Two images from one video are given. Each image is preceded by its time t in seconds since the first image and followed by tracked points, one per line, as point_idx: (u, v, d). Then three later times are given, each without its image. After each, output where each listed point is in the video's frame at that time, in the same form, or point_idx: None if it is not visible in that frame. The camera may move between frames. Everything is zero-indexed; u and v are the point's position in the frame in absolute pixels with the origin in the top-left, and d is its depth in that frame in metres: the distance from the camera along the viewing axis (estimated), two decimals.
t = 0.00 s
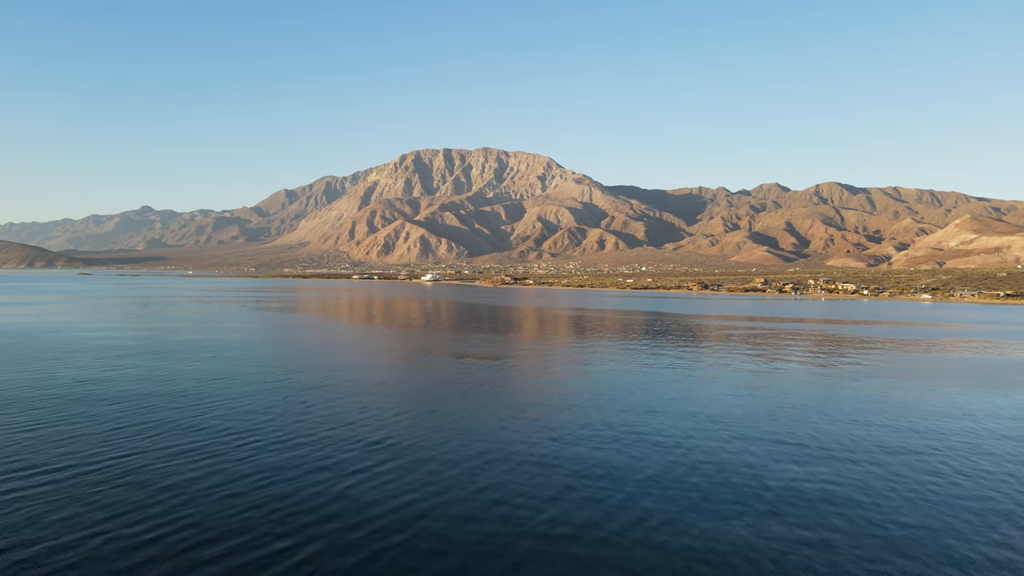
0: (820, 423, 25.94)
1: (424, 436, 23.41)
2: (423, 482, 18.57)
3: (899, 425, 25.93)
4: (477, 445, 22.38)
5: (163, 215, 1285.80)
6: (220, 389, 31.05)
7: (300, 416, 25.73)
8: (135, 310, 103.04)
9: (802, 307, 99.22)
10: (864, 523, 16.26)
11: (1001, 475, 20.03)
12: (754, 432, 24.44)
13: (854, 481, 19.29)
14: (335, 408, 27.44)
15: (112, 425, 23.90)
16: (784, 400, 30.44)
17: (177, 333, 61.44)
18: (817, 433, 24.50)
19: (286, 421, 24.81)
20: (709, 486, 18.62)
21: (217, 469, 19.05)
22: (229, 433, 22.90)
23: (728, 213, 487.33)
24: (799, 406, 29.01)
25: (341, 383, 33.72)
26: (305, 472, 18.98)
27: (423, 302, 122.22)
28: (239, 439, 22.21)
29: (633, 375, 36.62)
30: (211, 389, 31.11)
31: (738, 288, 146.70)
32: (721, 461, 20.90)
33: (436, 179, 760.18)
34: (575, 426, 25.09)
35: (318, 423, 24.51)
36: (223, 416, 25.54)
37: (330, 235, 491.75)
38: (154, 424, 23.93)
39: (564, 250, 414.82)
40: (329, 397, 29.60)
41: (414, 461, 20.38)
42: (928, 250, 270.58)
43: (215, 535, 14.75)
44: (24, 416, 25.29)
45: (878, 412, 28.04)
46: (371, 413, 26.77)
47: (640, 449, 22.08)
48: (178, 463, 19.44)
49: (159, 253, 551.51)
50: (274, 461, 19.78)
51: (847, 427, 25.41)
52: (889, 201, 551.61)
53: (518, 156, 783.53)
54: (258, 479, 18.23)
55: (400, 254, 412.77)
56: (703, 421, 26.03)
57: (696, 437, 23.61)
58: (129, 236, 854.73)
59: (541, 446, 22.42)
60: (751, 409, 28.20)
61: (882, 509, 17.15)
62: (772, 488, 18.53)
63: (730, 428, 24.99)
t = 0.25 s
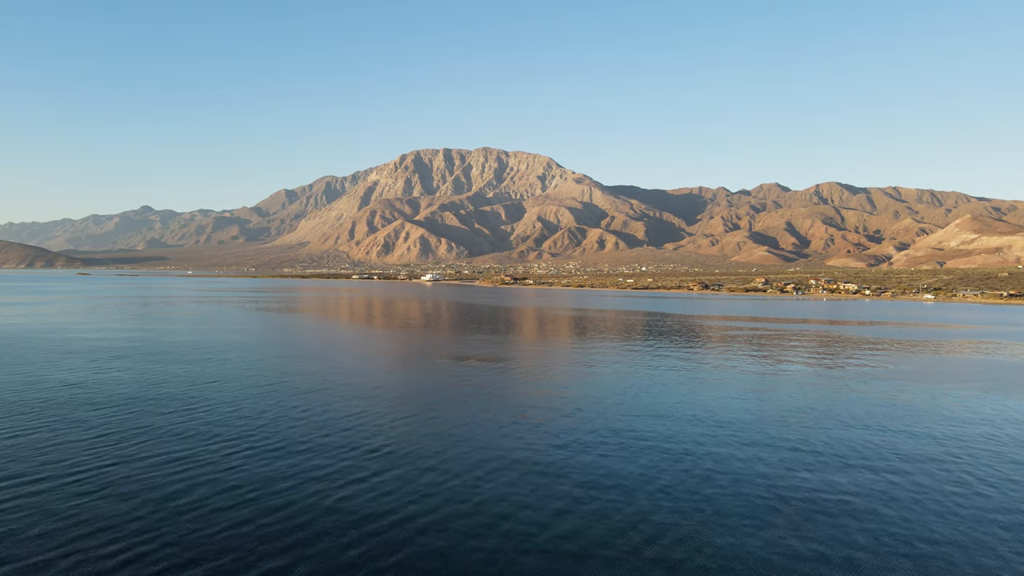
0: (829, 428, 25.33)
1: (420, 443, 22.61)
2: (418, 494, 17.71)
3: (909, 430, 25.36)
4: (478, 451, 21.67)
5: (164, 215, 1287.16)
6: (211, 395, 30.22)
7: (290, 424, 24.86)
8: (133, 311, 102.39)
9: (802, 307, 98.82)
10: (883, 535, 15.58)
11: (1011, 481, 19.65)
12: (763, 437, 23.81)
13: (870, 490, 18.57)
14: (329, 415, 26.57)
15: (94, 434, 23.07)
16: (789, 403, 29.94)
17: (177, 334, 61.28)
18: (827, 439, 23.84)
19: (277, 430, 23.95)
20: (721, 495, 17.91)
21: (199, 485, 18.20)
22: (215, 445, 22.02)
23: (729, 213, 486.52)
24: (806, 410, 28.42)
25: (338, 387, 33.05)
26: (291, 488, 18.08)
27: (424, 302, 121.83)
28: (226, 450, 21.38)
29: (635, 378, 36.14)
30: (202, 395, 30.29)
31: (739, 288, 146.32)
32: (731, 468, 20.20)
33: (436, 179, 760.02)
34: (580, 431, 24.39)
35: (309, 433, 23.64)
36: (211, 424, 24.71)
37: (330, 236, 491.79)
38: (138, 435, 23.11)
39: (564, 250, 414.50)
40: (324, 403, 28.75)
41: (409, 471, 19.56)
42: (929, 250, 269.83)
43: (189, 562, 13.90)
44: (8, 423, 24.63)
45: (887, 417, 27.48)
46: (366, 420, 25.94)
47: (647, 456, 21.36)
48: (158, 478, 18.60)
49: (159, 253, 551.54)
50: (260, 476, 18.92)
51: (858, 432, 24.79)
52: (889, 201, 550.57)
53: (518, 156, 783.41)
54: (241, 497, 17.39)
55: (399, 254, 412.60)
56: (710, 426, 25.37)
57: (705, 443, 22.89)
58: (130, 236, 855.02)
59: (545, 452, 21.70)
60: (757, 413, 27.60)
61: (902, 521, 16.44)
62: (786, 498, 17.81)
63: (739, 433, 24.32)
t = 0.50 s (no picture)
0: (840, 430, 24.44)
1: (412, 445, 21.54)
2: (404, 502, 16.62)
3: (922, 432, 24.45)
4: (476, 454, 20.68)
5: (164, 215, 1287.06)
6: (198, 396, 29.13)
7: (277, 426, 23.72)
8: (133, 310, 101.88)
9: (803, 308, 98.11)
10: (896, 537, 15.07)
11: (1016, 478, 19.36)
12: (772, 440, 22.86)
13: (890, 497, 17.56)
14: (320, 416, 25.45)
15: (72, 438, 22.00)
16: (794, 405, 29.20)
17: (175, 334, 60.96)
18: (838, 442, 22.94)
19: (262, 433, 22.83)
20: (734, 504, 16.88)
21: (175, 492, 17.12)
22: (197, 448, 20.92)
23: (729, 213, 486.04)
24: (814, 412, 27.51)
25: (333, 387, 32.11)
26: (270, 495, 16.94)
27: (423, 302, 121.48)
28: (206, 455, 20.28)
29: (637, 381, 35.40)
30: (190, 396, 29.22)
31: (739, 288, 146.02)
32: (742, 473, 19.20)
33: (436, 179, 759.72)
34: (582, 434, 23.41)
35: (296, 434, 22.53)
36: (195, 427, 23.62)
37: (330, 236, 491.64)
38: (117, 438, 22.04)
39: (564, 250, 414.20)
40: (315, 403, 27.64)
41: (397, 474, 18.51)
42: (929, 250, 269.37)
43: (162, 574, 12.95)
44: None
45: (898, 419, 26.58)
46: (357, 419, 24.84)
47: (654, 461, 20.36)
48: (132, 486, 17.51)
49: (159, 253, 551.20)
50: (240, 482, 17.82)
51: (869, 435, 23.88)
52: (889, 201, 549.79)
53: (518, 156, 783.04)
54: (217, 504, 16.28)
55: (399, 254, 412.35)
56: (717, 428, 24.41)
57: (714, 446, 21.90)
58: (130, 236, 854.80)
59: (546, 456, 20.71)
60: (764, 415, 26.70)
61: (914, 521, 15.98)
62: (801, 507, 16.80)
63: (747, 436, 23.38)
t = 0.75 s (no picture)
0: (854, 436, 23.76)
1: (410, 454, 20.52)
2: (401, 518, 15.70)
3: (939, 438, 23.81)
4: (477, 464, 19.84)
5: (164, 215, 1287.07)
6: (184, 400, 27.87)
7: (266, 433, 22.52)
8: (132, 310, 101.39)
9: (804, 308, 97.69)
10: (920, 551, 14.44)
11: None
12: (785, 446, 22.14)
13: (912, 509, 16.81)
14: (311, 421, 24.26)
15: (45, 447, 20.77)
16: (802, 408, 28.57)
17: (174, 334, 60.34)
18: (855, 449, 22.17)
19: (249, 441, 21.58)
20: (749, 517, 16.04)
21: (150, 510, 15.93)
22: (179, 458, 19.73)
23: (729, 213, 485.66)
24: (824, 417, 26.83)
25: (330, 388, 31.22)
26: (253, 513, 15.77)
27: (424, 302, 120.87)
28: (194, 464, 19.26)
29: (641, 382, 34.81)
30: (176, 399, 28.06)
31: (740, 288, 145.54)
32: (758, 485, 18.31)
33: (436, 179, 759.48)
34: (588, 442, 22.58)
35: (284, 443, 21.35)
36: (178, 434, 22.38)
37: (330, 236, 491.35)
38: (94, 446, 20.75)
39: (564, 250, 413.83)
40: (307, 408, 26.49)
41: (393, 487, 17.54)
42: (930, 250, 268.90)
43: None
44: None
45: (909, 424, 25.94)
46: (350, 427, 23.66)
47: (664, 470, 19.49)
48: (104, 502, 16.26)
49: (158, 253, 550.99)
50: (225, 496, 16.75)
51: (885, 441, 23.16)
52: (889, 201, 549.33)
53: (518, 156, 782.66)
54: (195, 525, 15.09)
55: (399, 253, 412.06)
56: (728, 434, 23.68)
57: (725, 454, 21.10)
58: (130, 236, 854.88)
59: (551, 465, 19.84)
60: (773, 419, 26.06)
61: (938, 534, 15.32)
62: (825, 521, 15.94)
63: (761, 442, 22.59)
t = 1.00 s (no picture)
0: (871, 440, 22.66)
1: (404, 465, 19.26)
2: (395, 536, 14.45)
3: (959, 442, 22.78)
4: (476, 473, 18.64)
5: (164, 215, 1287.49)
6: (167, 405, 26.58)
7: (251, 442, 21.22)
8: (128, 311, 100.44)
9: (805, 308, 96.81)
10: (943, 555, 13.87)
11: None
12: (800, 452, 21.03)
13: (944, 521, 15.61)
14: (300, 429, 22.98)
15: (15, 456, 19.43)
16: (811, 411, 27.61)
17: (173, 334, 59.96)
18: (874, 454, 21.05)
19: (234, 450, 20.28)
20: (770, 531, 14.82)
21: (121, 528, 14.62)
22: (158, 468, 18.45)
23: (729, 213, 485.43)
24: (838, 420, 25.73)
25: (323, 393, 30.10)
26: (234, 531, 14.50)
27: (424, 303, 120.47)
28: (184, 469, 18.44)
29: (643, 385, 33.88)
30: (160, 404, 26.80)
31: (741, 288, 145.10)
32: (776, 495, 17.09)
33: (436, 179, 759.23)
34: (593, 448, 21.37)
35: (275, 450, 20.35)
36: (159, 442, 21.07)
37: (330, 236, 491.20)
38: (75, 454, 19.68)
39: (564, 250, 413.50)
40: (297, 414, 25.26)
41: (386, 502, 16.30)
42: (930, 250, 268.43)
43: None
44: None
45: (926, 427, 24.90)
46: (342, 435, 22.40)
47: (674, 479, 18.29)
48: (72, 518, 14.95)
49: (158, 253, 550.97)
50: (217, 503, 15.96)
51: (905, 446, 22.03)
52: (889, 201, 548.69)
53: (518, 156, 782.44)
54: (179, 539, 14.07)
55: (399, 253, 411.78)
56: (740, 439, 22.54)
57: (738, 461, 19.90)
58: (130, 236, 854.94)
59: (554, 474, 18.66)
60: (784, 423, 24.94)
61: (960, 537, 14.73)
62: (852, 535, 14.74)
63: (776, 448, 21.42)
